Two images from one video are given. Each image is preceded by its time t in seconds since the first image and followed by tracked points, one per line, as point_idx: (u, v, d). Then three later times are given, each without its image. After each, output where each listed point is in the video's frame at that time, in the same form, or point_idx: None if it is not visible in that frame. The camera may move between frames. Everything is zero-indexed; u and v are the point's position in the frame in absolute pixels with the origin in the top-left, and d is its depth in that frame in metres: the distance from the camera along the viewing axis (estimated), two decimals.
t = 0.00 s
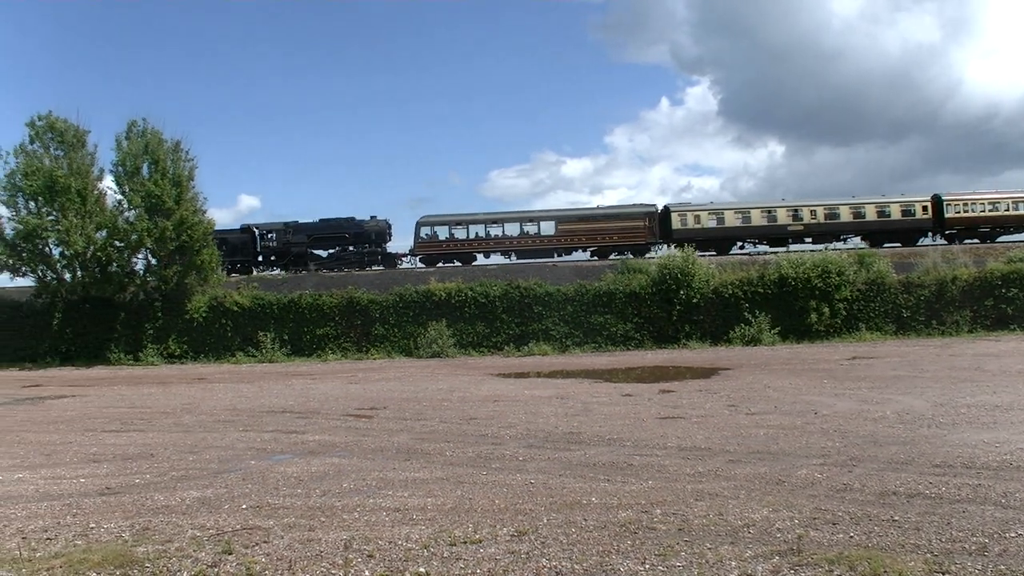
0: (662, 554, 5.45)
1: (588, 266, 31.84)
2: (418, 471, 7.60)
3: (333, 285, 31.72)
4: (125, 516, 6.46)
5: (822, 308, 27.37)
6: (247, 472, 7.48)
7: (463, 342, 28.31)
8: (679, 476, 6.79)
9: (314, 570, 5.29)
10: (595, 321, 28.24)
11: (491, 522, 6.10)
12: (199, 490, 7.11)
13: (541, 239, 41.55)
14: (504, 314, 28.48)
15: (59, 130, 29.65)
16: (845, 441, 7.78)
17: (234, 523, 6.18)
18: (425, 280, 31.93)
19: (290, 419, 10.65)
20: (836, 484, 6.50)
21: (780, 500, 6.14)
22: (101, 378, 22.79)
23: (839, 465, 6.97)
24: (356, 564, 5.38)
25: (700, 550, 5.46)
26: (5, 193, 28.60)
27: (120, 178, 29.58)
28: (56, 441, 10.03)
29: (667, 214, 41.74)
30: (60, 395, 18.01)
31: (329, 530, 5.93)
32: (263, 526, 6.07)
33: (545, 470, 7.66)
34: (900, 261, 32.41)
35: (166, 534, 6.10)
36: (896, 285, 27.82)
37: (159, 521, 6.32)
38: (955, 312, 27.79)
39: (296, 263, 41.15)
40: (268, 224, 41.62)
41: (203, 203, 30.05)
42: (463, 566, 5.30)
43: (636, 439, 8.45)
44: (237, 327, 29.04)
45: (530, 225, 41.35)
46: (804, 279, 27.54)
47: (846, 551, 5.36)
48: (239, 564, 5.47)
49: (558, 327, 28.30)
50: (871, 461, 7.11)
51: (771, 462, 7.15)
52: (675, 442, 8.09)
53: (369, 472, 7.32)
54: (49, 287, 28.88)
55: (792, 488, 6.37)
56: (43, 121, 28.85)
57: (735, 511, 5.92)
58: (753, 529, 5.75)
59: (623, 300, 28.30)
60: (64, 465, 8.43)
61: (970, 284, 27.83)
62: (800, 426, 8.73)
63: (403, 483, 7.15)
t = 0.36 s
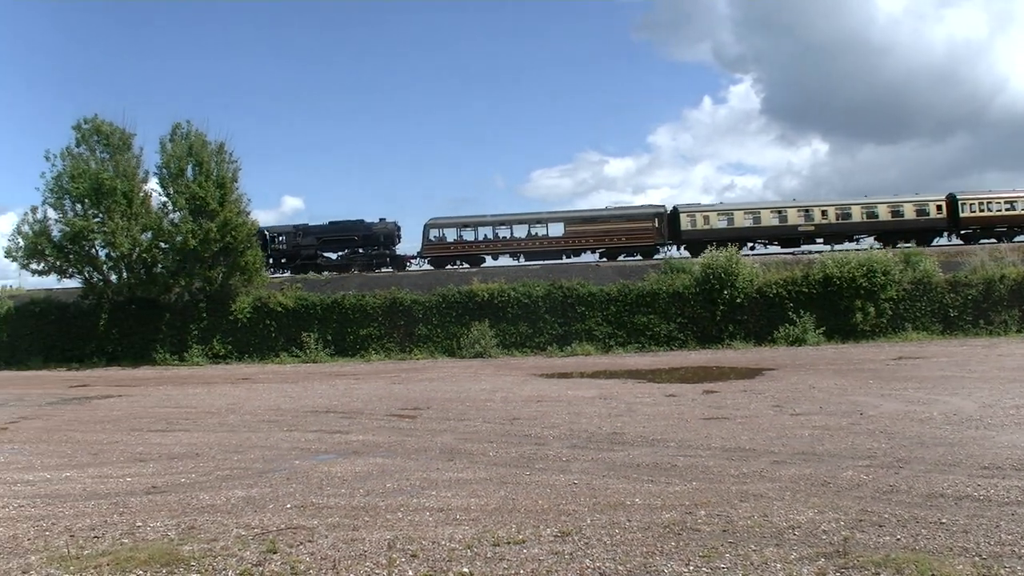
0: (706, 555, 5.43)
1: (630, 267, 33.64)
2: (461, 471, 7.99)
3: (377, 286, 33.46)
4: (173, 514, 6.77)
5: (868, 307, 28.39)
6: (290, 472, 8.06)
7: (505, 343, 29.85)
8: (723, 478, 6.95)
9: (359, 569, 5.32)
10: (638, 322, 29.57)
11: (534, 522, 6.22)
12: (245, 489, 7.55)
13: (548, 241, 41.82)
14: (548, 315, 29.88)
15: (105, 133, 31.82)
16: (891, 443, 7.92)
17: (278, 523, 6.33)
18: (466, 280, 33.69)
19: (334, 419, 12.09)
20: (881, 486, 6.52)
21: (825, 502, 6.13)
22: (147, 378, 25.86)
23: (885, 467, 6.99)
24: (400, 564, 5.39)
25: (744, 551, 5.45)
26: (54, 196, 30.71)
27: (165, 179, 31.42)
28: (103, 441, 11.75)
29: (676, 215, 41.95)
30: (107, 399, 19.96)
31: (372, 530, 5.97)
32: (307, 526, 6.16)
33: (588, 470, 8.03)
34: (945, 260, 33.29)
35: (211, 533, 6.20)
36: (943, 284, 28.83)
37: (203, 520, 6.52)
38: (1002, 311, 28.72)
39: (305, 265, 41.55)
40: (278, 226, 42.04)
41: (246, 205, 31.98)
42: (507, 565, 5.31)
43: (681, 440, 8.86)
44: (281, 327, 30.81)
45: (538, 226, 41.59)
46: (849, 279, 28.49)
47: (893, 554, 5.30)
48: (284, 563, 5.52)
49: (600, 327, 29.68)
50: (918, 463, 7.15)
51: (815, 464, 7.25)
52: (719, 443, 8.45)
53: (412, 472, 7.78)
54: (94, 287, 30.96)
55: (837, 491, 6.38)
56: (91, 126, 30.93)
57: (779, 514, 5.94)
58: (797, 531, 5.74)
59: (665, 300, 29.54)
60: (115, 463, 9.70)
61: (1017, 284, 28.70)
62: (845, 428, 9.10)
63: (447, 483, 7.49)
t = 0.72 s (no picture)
0: (745, 557, 5.43)
1: (666, 267, 38.10)
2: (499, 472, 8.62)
3: (416, 287, 37.61)
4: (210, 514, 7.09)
5: (908, 308, 32.07)
6: (326, 472, 9.00)
7: (543, 343, 33.47)
8: (762, 480, 7.77)
9: (396, 569, 5.34)
10: (677, 322, 33.36)
11: (571, 522, 6.41)
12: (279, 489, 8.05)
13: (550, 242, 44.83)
14: (585, 315, 33.66)
15: (144, 134, 35.00)
16: (931, 446, 8.73)
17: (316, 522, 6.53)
18: (505, 279, 37.43)
19: (373, 418, 14.81)
20: (922, 488, 6.66)
21: (865, 504, 6.23)
22: (186, 378, 27.37)
23: (926, 468, 7.27)
24: (437, 564, 5.41)
25: (783, 553, 5.44)
26: (93, 197, 33.73)
27: (205, 180, 34.70)
28: (143, 440, 13.31)
29: (677, 217, 44.61)
30: (148, 396, 21.61)
31: (409, 530, 6.04)
32: (344, 526, 6.28)
33: (629, 469, 8.86)
34: (985, 259, 36.40)
35: (249, 532, 6.31)
36: (981, 285, 32.51)
37: (242, 518, 6.71)
38: None
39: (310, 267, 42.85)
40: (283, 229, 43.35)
41: (283, 205, 35.13)
42: (544, 566, 5.33)
43: (720, 441, 10.54)
44: (319, 327, 34.36)
45: (540, 229, 44.52)
46: (889, 279, 32.18)
47: (933, 557, 5.25)
48: (324, 561, 5.59)
49: (639, 328, 33.45)
50: (959, 464, 7.43)
51: (856, 467, 7.74)
52: (758, 444, 10.03)
53: (448, 471, 8.67)
54: (138, 290, 34.28)
55: (877, 493, 6.51)
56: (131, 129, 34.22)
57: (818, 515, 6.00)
58: (837, 533, 5.77)
59: (704, 301, 33.30)
60: (148, 463, 10.81)
61: None
62: (884, 430, 10.24)
63: (487, 483, 8.05)
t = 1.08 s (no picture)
0: (786, 560, 5.57)
1: (708, 268, 39.61)
2: (541, 471, 10.75)
3: (458, 287, 38.93)
4: (254, 513, 7.72)
5: (953, 308, 32.61)
6: (370, 471, 10.71)
7: (585, 343, 34.42)
8: (806, 481, 8.40)
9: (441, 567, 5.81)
10: (719, 322, 33.98)
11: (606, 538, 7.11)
12: (324, 488, 9.28)
13: (556, 244, 47.87)
14: (626, 315, 34.52)
15: (187, 136, 35.68)
16: (977, 446, 8.83)
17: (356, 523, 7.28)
18: (545, 281, 38.71)
19: (416, 418, 16.24)
20: (971, 490, 6.71)
21: (910, 507, 6.34)
22: (229, 378, 27.67)
23: (972, 471, 7.43)
24: (479, 564, 5.87)
25: (825, 556, 5.56)
26: (137, 198, 34.53)
27: (247, 181, 35.38)
28: (187, 439, 13.72)
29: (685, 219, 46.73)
30: (191, 395, 22.12)
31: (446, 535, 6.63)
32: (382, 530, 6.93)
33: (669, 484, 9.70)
34: None
35: (288, 533, 6.86)
36: None
37: (280, 520, 7.33)
38: None
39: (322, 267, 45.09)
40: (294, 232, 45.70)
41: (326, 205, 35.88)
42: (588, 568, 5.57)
43: (763, 441, 10.93)
44: (360, 327, 35.06)
45: (546, 231, 47.52)
46: (933, 279, 32.78)
47: (980, 559, 5.20)
48: (366, 561, 5.98)
49: (681, 328, 34.21)
50: (1007, 467, 7.55)
51: (902, 469, 7.95)
52: (802, 445, 10.29)
53: (492, 471, 10.79)
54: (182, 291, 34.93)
55: (924, 495, 6.60)
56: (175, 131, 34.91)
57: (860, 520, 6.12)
58: (881, 535, 5.87)
59: (745, 300, 33.96)
60: (191, 462, 11.27)
61: None
62: (930, 430, 10.28)
63: (535, 505, 8.88)
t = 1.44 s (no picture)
0: (829, 561, 5.69)
1: (749, 267, 39.15)
2: (581, 471, 10.84)
3: (498, 287, 39.25)
4: (295, 513, 8.25)
5: (998, 308, 32.22)
6: (411, 471, 10.94)
7: (625, 343, 34.34)
8: (849, 482, 8.34)
9: (482, 567, 6.24)
10: (760, 322, 33.64)
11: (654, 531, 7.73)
12: (365, 488, 9.74)
13: (561, 246, 50.98)
14: (667, 315, 34.33)
15: (228, 138, 36.59)
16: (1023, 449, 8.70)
17: (397, 523, 7.78)
18: (586, 281, 38.82)
19: (456, 418, 16.47)
20: (1015, 493, 6.66)
21: (954, 509, 6.31)
22: (269, 378, 28.31)
23: (1016, 474, 7.38)
24: (519, 564, 6.27)
25: (869, 558, 5.63)
26: (178, 199, 35.40)
27: (288, 182, 36.05)
28: (227, 439, 14.17)
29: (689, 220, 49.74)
30: (233, 395, 22.66)
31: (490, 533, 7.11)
32: (427, 527, 7.60)
33: (709, 484, 9.77)
34: None
35: (331, 531, 7.43)
36: None
37: (327, 518, 7.93)
38: None
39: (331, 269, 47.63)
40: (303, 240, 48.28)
41: (367, 205, 36.56)
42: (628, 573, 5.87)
43: (803, 443, 10.87)
44: (401, 327, 35.51)
45: (552, 233, 50.71)
46: (977, 278, 32.45)
47: None
48: (406, 560, 6.44)
49: (721, 328, 33.88)
50: None
51: (945, 470, 7.89)
52: (843, 446, 10.22)
53: (532, 471, 10.93)
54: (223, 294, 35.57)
55: (967, 497, 6.58)
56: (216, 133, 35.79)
57: (905, 522, 6.13)
58: (925, 537, 5.86)
59: (786, 300, 33.63)
60: (232, 462, 11.69)
61: None
62: (973, 431, 10.16)
63: (578, 505, 8.98)
